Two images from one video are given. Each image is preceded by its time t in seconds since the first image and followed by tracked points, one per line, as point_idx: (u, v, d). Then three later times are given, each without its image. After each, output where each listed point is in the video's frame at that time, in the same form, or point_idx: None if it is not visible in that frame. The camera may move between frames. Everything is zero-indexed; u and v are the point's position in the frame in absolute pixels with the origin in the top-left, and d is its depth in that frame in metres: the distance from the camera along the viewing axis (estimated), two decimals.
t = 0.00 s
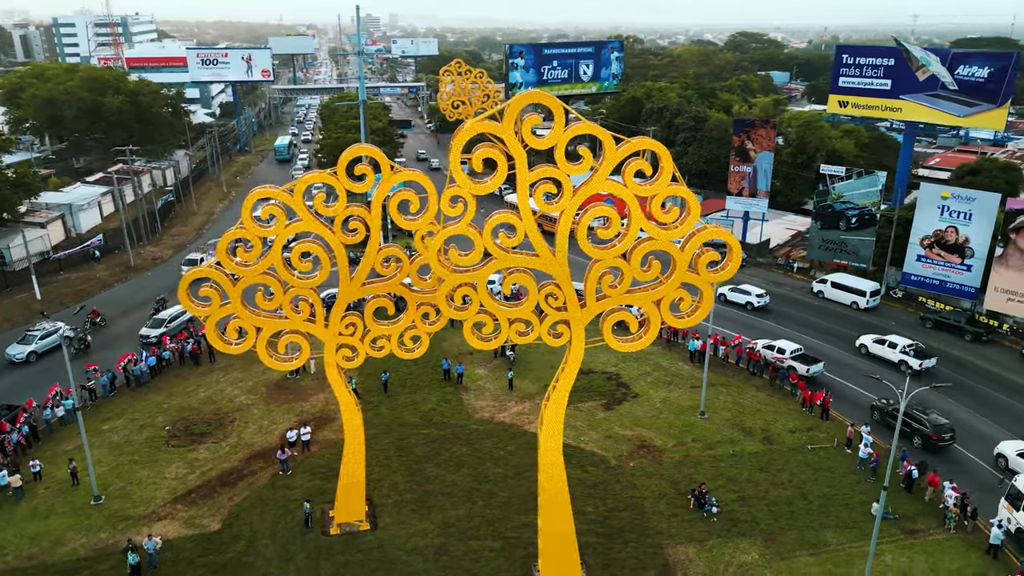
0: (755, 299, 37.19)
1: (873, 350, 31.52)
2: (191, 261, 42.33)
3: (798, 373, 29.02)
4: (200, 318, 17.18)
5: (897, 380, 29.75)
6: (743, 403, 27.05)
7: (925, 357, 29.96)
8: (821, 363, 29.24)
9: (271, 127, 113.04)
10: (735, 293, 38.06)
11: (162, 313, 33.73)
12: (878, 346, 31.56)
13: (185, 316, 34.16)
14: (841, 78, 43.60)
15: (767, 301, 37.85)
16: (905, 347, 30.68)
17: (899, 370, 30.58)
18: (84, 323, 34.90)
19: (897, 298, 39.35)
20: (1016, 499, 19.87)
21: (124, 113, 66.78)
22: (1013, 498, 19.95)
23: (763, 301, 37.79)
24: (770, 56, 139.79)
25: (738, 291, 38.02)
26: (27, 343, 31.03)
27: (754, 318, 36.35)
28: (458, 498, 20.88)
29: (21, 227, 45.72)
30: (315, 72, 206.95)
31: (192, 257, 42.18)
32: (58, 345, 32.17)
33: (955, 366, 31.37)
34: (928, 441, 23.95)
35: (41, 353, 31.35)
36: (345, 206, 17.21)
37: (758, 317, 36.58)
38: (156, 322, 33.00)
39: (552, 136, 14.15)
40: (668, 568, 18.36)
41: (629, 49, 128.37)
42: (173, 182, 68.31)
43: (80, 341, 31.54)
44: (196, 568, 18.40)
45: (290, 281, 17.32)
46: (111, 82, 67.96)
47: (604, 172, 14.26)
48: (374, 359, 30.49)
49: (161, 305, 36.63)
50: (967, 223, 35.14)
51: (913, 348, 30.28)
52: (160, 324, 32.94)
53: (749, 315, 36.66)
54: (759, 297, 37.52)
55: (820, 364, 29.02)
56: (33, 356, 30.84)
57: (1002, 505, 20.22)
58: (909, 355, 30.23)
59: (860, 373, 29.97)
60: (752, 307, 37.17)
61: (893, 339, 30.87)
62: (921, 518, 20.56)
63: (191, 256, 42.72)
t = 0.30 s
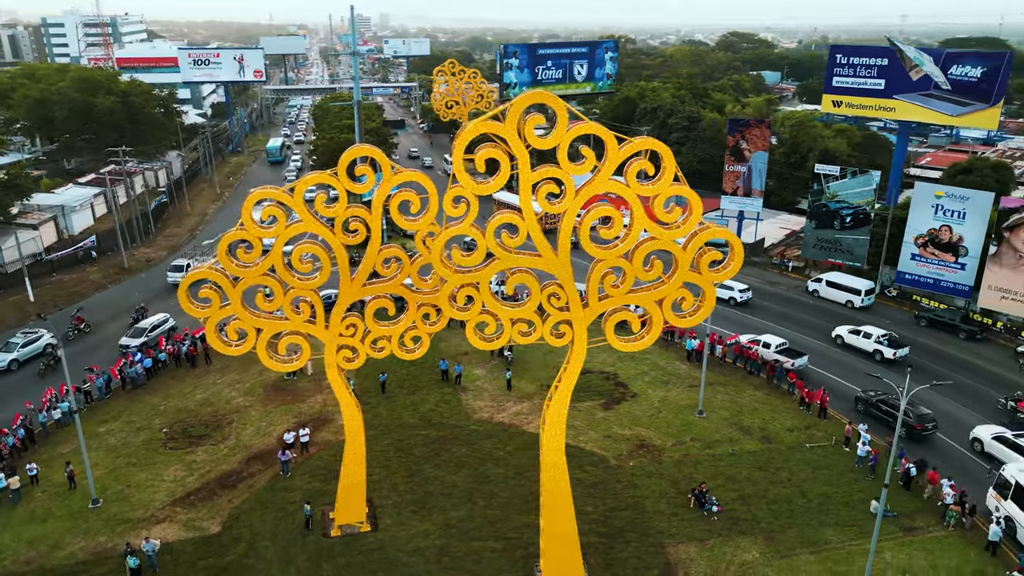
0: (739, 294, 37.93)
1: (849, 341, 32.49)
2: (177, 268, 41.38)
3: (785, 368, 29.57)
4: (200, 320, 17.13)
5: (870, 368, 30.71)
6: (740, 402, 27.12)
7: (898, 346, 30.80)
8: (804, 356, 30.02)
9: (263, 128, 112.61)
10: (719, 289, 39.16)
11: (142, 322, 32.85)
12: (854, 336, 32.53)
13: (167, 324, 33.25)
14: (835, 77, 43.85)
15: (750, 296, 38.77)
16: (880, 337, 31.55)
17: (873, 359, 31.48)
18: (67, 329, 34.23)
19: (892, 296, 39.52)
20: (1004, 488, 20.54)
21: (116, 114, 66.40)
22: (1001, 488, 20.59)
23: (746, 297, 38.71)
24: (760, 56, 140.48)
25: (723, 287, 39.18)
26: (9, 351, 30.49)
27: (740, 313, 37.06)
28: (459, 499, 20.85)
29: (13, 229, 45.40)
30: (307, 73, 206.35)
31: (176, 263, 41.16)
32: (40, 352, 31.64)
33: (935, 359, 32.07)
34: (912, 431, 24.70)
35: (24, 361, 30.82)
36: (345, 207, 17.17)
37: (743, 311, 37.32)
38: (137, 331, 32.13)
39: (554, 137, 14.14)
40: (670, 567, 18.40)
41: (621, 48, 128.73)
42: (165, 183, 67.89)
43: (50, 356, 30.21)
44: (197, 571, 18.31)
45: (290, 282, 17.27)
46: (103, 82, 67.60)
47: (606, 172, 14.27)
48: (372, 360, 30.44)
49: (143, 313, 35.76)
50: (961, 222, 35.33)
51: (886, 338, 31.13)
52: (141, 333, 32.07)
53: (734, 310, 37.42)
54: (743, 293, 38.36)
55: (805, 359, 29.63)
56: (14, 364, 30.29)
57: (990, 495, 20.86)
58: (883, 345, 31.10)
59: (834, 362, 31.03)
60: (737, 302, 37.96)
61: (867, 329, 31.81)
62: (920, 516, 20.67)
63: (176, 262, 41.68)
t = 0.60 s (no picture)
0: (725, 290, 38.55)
1: (826, 332, 33.45)
2: (161, 274, 40.75)
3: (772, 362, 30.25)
4: (200, 321, 17.06)
5: (848, 359, 31.73)
6: (738, 401, 27.19)
7: (873, 337, 31.80)
8: (791, 351, 30.80)
9: (255, 128, 112.16)
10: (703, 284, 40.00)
11: (124, 331, 31.84)
12: (830, 328, 33.55)
13: (148, 333, 32.27)
14: (829, 77, 43.85)
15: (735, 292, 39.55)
16: (855, 327, 32.58)
17: (850, 350, 32.56)
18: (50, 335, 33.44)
19: (886, 295, 39.75)
20: (991, 478, 21.12)
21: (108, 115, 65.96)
22: (988, 477, 21.17)
23: (731, 292, 39.47)
24: (751, 57, 141.06)
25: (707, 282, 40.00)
26: None
27: (727, 309, 37.69)
28: (460, 499, 20.82)
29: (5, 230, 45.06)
30: (299, 74, 205.97)
31: (161, 270, 40.41)
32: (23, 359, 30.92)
33: (930, 357, 32.26)
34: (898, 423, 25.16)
35: (3, 370, 29.92)
36: (346, 208, 17.13)
37: (730, 307, 37.98)
38: (117, 341, 31.09)
39: (557, 136, 14.14)
40: (671, 566, 18.43)
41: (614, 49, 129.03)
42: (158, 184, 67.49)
43: (24, 371, 29.02)
44: (198, 574, 18.23)
45: (290, 282, 17.22)
46: (94, 83, 67.19)
47: (609, 172, 14.30)
48: (369, 361, 30.39)
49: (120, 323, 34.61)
50: (955, 220, 35.46)
51: (862, 329, 32.16)
52: (121, 343, 31.05)
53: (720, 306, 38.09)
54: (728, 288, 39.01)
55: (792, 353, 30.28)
56: None
57: (979, 485, 21.45)
58: (858, 335, 32.14)
59: (817, 356, 31.81)
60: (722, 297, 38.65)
61: (844, 321, 32.79)
62: (919, 513, 20.77)
63: (160, 268, 40.98)
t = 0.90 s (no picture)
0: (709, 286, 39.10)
1: (803, 325, 34.37)
2: (144, 282, 38.80)
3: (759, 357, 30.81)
4: (199, 323, 16.99)
5: (826, 350, 32.66)
6: (736, 400, 27.28)
7: (849, 328, 32.83)
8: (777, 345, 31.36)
9: (247, 129, 111.74)
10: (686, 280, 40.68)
11: (103, 341, 30.87)
12: (807, 320, 34.48)
13: (128, 343, 31.30)
14: (822, 77, 44.08)
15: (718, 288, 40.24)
16: (831, 319, 33.55)
17: (826, 341, 33.51)
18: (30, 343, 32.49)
19: (881, 293, 39.98)
20: (978, 467, 21.59)
21: (99, 116, 65.52)
22: (976, 466, 21.59)
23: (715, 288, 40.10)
24: (742, 57, 141.68)
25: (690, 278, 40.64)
26: None
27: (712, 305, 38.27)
28: (460, 500, 20.81)
29: None
30: (290, 74, 205.49)
31: (144, 277, 38.46)
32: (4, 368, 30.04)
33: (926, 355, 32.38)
34: (884, 415, 25.76)
35: None
36: (346, 209, 17.08)
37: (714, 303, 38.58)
38: (96, 352, 30.08)
39: (559, 136, 14.13)
40: (672, 565, 18.46)
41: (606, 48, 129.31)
42: (150, 185, 67.12)
43: None
44: None
45: (290, 284, 17.18)
46: (85, 83, 66.79)
47: (610, 172, 14.31)
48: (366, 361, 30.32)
49: (97, 333, 33.15)
50: (949, 219, 35.69)
51: (838, 321, 33.13)
52: (101, 353, 30.04)
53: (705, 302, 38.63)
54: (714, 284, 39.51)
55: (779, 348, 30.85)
56: None
57: (965, 475, 21.90)
58: (835, 327, 33.12)
59: (798, 349, 32.61)
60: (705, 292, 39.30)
61: (820, 313, 33.74)
62: (917, 511, 20.89)
63: (142, 275, 38.95)
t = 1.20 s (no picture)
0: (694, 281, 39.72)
1: (783, 318, 35.27)
2: (126, 289, 37.16)
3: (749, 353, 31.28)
4: (200, 324, 16.93)
5: (807, 342, 33.51)
6: (734, 399, 27.35)
7: (827, 320, 33.77)
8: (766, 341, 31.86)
9: (240, 130, 111.31)
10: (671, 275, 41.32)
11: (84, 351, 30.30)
12: (787, 314, 35.38)
13: (110, 352, 30.74)
14: (817, 77, 44.16)
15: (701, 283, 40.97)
16: (810, 312, 34.46)
17: (806, 333, 34.41)
18: (13, 352, 31.68)
19: (876, 292, 40.16)
20: (964, 457, 22.11)
21: (92, 117, 65.15)
22: (963, 457, 22.12)
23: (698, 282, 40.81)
24: (735, 57, 142.09)
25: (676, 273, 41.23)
26: None
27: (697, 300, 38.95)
28: (461, 501, 20.79)
29: None
30: (283, 75, 204.92)
31: (125, 285, 37.10)
32: None
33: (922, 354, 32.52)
34: (874, 409, 26.27)
35: None
36: (347, 209, 17.03)
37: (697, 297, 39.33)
38: (77, 362, 29.53)
39: (563, 137, 14.13)
40: (674, 564, 18.49)
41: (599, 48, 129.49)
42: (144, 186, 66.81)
43: None
44: None
45: (292, 285, 17.12)
46: (78, 84, 66.42)
47: (613, 172, 14.31)
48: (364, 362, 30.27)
49: (74, 346, 32.15)
50: (944, 218, 35.87)
51: (817, 314, 34.07)
52: (83, 363, 29.54)
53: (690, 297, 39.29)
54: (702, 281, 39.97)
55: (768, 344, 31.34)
56: None
57: (953, 465, 22.41)
58: (814, 320, 34.03)
59: (783, 343, 33.28)
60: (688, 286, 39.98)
61: (799, 307, 34.65)
62: (916, 509, 20.99)
63: (125, 284, 37.67)
